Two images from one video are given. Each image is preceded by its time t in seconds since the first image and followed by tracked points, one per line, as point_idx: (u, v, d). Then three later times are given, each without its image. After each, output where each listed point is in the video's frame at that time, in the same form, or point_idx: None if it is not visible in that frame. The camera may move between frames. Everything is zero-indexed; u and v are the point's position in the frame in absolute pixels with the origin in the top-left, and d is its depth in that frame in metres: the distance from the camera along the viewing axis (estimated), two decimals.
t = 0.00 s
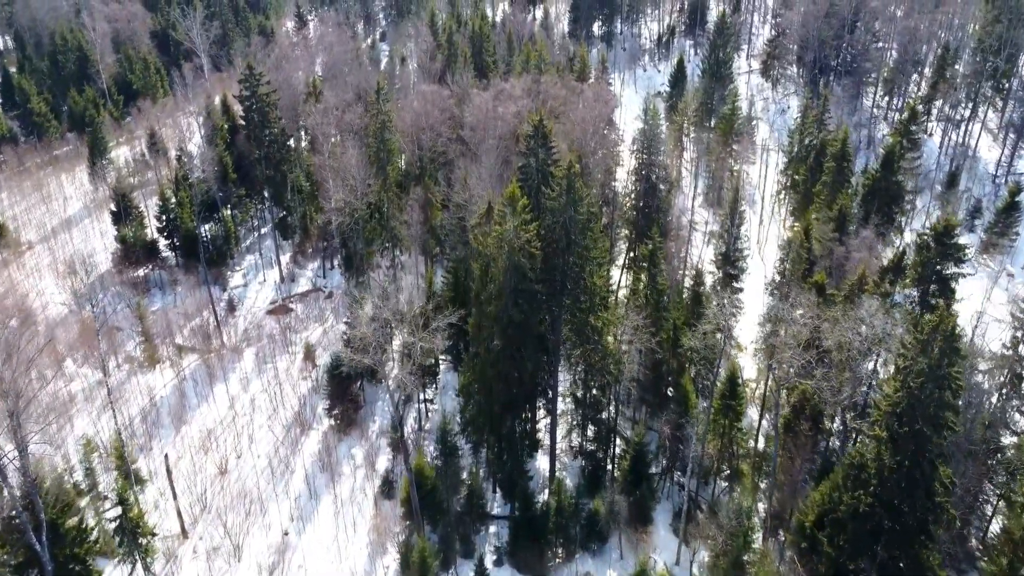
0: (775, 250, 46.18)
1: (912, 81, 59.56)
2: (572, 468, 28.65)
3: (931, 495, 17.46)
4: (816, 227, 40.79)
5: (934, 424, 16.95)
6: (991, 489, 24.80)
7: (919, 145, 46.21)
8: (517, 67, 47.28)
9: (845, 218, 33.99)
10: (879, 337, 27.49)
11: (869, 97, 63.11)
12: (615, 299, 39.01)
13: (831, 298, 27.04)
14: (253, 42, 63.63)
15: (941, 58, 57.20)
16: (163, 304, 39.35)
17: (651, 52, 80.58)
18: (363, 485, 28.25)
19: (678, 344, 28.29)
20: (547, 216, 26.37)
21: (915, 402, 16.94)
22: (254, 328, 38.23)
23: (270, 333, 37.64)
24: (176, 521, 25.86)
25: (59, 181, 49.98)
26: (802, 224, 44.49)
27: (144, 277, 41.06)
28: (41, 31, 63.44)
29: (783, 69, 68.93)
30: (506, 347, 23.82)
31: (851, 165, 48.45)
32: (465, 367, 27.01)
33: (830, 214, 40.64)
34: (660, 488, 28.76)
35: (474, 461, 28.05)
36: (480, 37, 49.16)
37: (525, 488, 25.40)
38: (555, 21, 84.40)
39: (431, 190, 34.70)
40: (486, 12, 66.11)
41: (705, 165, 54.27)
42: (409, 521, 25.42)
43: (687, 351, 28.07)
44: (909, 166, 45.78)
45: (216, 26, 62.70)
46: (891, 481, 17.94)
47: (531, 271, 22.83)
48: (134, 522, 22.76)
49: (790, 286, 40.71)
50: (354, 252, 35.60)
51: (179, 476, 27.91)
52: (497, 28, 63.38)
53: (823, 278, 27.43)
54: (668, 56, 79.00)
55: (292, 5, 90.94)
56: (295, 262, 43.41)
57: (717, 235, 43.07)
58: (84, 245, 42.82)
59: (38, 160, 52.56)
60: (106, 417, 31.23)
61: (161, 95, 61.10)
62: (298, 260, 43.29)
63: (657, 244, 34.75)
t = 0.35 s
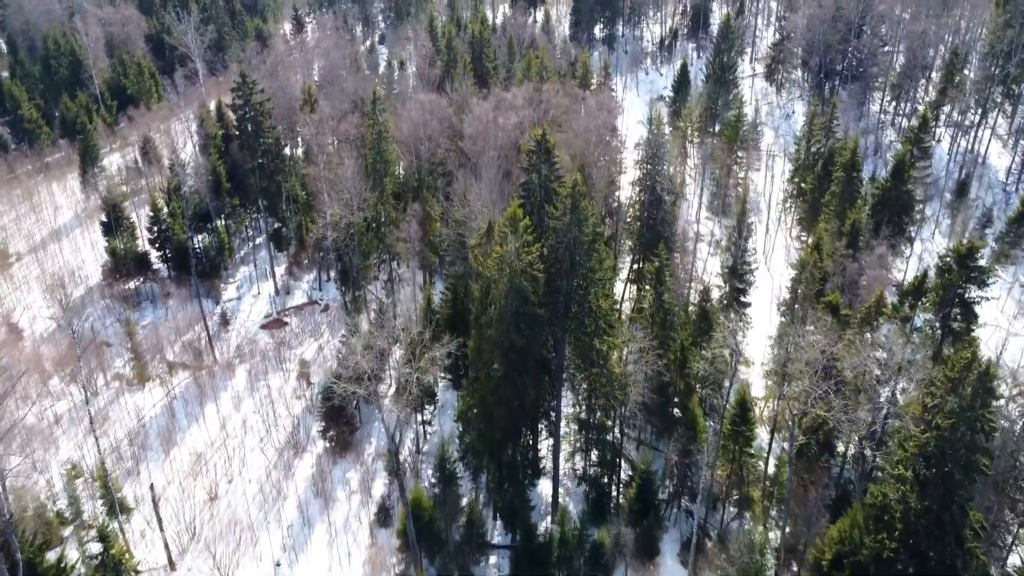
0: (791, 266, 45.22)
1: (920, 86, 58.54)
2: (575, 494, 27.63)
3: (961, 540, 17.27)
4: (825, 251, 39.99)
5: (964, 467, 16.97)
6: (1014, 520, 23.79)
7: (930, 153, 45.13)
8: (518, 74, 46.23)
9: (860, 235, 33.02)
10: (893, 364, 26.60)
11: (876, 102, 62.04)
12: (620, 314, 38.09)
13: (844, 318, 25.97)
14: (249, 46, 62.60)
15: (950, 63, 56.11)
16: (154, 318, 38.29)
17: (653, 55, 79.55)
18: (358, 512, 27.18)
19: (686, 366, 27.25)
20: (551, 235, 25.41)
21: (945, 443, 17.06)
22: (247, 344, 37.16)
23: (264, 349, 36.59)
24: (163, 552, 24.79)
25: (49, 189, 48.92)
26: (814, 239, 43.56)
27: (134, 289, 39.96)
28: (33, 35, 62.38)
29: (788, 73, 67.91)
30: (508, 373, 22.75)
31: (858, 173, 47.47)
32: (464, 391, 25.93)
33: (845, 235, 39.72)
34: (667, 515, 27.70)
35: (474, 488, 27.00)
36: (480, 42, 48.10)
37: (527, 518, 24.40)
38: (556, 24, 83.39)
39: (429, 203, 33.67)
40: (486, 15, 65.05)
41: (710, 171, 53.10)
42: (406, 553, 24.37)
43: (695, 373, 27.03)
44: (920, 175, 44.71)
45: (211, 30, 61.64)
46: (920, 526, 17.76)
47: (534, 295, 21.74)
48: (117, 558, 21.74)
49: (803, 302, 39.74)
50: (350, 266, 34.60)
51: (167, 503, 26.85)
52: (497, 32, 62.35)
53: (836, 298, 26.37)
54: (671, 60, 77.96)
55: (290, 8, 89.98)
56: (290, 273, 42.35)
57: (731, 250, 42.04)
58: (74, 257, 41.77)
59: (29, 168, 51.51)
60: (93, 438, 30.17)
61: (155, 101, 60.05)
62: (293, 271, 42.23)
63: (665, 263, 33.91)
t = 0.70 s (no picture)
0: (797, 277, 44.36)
1: (927, 91, 57.67)
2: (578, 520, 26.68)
3: None
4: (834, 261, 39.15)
5: (996, 511, 16.83)
6: None
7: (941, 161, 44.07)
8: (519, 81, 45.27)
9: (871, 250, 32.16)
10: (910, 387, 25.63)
11: (882, 107, 61.10)
12: (624, 327, 37.16)
13: (858, 339, 25.01)
14: (245, 51, 61.67)
15: (959, 67, 55.14)
16: (145, 332, 37.34)
17: (655, 58, 78.62)
18: (354, 538, 26.19)
19: (693, 387, 26.33)
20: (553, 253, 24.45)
21: (975, 485, 17.00)
22: (241, 359, 36.21)
23: (258, 364, 35.65)
24: None
25: (40, 197, 47.97)
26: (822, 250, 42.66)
27: (125, 302, 38.99)
28: (26, 39, 61.45)
29: (792, 77, 66.99)
30: (509, 398, 21.74)
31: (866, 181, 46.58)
32: (462, 414, 24.92)
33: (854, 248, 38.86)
34: (674, 541, 26.74)
35: (474, 514, 26.03)
36: (480, 47, 47.14)
37: (528, 548, 23.45)
38: (557, 28, 82.54)
39: (427, 216, 32.73)
40: (485, 18, 64.12)
41: (714, 178, 52.19)
42: None
43: (703, 394, 26.10)
44: (929, 184, 43.72)
45: (206, 34, 60.71)
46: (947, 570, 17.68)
47: (535, 319, 20.81)
48: None
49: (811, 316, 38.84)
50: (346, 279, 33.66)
51: (155, 530, 25.92)
52: (497, 36, 61.43)
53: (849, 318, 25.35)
54: (673, 63, 77.00)
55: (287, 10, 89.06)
56: (285, 284, 41.38)
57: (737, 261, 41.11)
58: (64, 268, 40.84)
59: (20, 175, 50.56)
60: (80, 460, 29.19)
61: (149, 106, 59.14)
62: (289, 282, 41.26)
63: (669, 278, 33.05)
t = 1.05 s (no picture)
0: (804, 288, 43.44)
1: (935, 96, 56.67)
2: (582, 549, 25.58)
3: None
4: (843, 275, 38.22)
5: None
6: None
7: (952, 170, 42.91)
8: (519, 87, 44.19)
9: (885, 266, 31.17)
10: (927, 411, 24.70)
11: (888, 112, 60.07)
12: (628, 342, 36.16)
13: (874, 362, 23.98)
14: (240, 55, 60.61)
15: (967, 72, 54.10)
16: (134, 347, 36.32)
17: (657, 61, 77.52)
18: (348, 568, 25.13)
19: (702, 411, 25.30)
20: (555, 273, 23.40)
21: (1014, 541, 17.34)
22: (233, 375, 35.19)
23: (251, 381, 34.62)
24: None
25: (30, 206, 46.95)
26: (831, 261, 41.70)
27: (114, 315, 37.96)
28: (17, 43, 60.41)
29: (797, 81, 65.94)
30: (510, 427, 20.68)
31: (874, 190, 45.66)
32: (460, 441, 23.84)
33: (864, 260, 37.91)
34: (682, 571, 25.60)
35: (473, 544, 24.95)
36: (479, 52, 46.07)
37: None
38: (557, 30, 81.48)
39: (425, 229, 31.71)
40: (485, 22, 63.06)
41: (718, 184, 51.18)
42: None
43: (712, 419, 25.08)
44: (940, 194, 42.60)
45: (200, 38, 59.64)
46: None
47: (537, 346, 19.74)
48: None
49: (819, 329, 37.89)
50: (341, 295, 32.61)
51: (140, 560, 24.86)
52: (497, 40, 60.34)
53: (867, 340, 24.61)
54: (675, 66, 75.90)
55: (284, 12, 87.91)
56: (279, 297, 40.32)
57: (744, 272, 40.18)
58: (52, 280, 39.80)
59: (9, 183, 49.53)
60: (63, 484, 28.12)
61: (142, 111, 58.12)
62: (283, 294, 40.20)
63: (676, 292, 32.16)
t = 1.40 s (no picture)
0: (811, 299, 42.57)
1: (943, 101, 55.69)
2: None
3: None
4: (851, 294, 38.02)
5: None
6: None
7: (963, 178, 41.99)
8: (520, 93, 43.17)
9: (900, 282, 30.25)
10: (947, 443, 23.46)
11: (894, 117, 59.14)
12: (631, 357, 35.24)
13: (892, 386, 23.72)
14: (236, 59, 59.65)
15: (976, 77, 53.16)
16: (124, 361, 35.37)
17: (658, 64, 76.53)
18: None
19: (710, 435, 24.34)
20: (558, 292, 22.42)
21: None
22: (225, 391, 34.21)
23: (244, 397, 33.65)
24: None
25: (21, 214, 46.02)
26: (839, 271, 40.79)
27: (104, 328, 36.98)
28: (10, 46, 59.51)
29: (801, 85, 64.98)
30: (511, 455, 19.69)
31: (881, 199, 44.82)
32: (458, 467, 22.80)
33: (875, 273, 36.91)
34: None
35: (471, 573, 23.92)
36: (479, 57, 45.06)
37: None
38: (558, 33, 80.55)
39: (424, 241, 30.72)
40: (484, 25, 62.11)
41: (721, 190, 50.16)
42: None
43: (721, 444, 24.10)
44: (951, 203, 41.63)
45: (195, 42, 58.68)
46: None
47: (541, 372, 18.71)
48: None
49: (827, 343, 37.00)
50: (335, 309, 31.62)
51: None
52: (497, 43, 59.38)
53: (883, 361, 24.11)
54: (677, 69, 74.92)
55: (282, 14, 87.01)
56: (274, 308, 39.32)
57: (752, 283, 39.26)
58: (41, 291, 38.85)
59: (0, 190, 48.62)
60: (48, 507, 27.16)
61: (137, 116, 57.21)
62: (278, 305, 39.18)
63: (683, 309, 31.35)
